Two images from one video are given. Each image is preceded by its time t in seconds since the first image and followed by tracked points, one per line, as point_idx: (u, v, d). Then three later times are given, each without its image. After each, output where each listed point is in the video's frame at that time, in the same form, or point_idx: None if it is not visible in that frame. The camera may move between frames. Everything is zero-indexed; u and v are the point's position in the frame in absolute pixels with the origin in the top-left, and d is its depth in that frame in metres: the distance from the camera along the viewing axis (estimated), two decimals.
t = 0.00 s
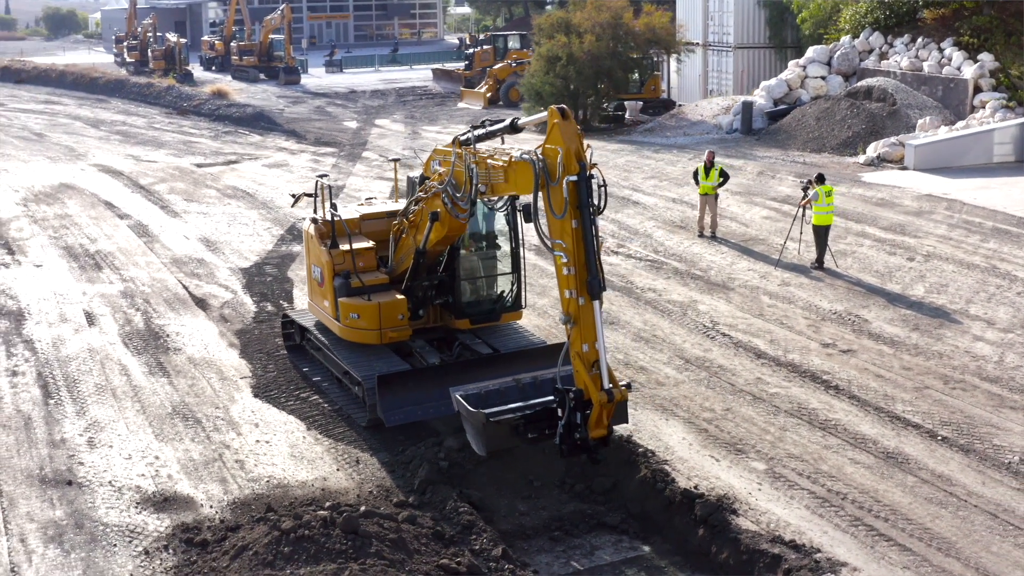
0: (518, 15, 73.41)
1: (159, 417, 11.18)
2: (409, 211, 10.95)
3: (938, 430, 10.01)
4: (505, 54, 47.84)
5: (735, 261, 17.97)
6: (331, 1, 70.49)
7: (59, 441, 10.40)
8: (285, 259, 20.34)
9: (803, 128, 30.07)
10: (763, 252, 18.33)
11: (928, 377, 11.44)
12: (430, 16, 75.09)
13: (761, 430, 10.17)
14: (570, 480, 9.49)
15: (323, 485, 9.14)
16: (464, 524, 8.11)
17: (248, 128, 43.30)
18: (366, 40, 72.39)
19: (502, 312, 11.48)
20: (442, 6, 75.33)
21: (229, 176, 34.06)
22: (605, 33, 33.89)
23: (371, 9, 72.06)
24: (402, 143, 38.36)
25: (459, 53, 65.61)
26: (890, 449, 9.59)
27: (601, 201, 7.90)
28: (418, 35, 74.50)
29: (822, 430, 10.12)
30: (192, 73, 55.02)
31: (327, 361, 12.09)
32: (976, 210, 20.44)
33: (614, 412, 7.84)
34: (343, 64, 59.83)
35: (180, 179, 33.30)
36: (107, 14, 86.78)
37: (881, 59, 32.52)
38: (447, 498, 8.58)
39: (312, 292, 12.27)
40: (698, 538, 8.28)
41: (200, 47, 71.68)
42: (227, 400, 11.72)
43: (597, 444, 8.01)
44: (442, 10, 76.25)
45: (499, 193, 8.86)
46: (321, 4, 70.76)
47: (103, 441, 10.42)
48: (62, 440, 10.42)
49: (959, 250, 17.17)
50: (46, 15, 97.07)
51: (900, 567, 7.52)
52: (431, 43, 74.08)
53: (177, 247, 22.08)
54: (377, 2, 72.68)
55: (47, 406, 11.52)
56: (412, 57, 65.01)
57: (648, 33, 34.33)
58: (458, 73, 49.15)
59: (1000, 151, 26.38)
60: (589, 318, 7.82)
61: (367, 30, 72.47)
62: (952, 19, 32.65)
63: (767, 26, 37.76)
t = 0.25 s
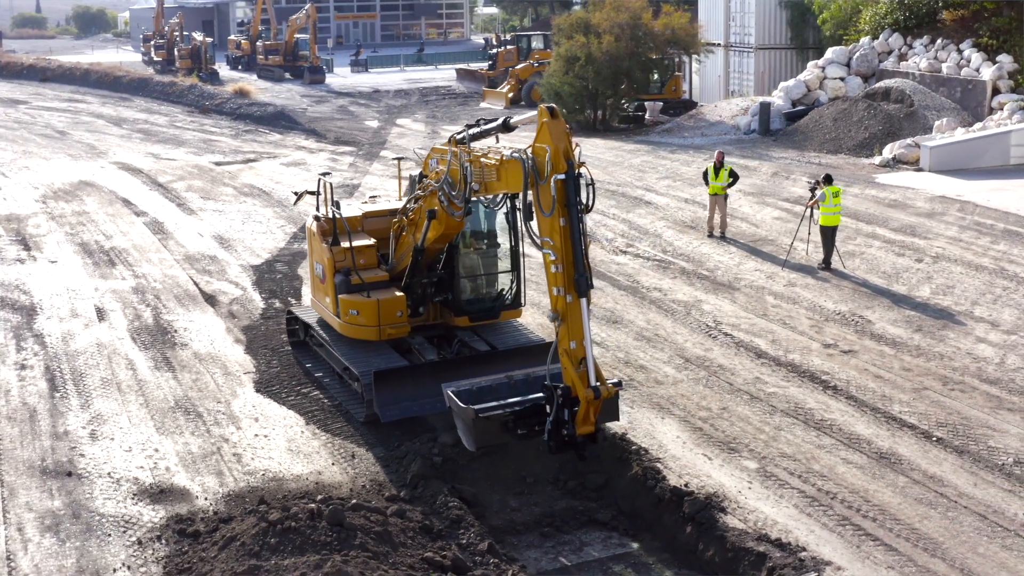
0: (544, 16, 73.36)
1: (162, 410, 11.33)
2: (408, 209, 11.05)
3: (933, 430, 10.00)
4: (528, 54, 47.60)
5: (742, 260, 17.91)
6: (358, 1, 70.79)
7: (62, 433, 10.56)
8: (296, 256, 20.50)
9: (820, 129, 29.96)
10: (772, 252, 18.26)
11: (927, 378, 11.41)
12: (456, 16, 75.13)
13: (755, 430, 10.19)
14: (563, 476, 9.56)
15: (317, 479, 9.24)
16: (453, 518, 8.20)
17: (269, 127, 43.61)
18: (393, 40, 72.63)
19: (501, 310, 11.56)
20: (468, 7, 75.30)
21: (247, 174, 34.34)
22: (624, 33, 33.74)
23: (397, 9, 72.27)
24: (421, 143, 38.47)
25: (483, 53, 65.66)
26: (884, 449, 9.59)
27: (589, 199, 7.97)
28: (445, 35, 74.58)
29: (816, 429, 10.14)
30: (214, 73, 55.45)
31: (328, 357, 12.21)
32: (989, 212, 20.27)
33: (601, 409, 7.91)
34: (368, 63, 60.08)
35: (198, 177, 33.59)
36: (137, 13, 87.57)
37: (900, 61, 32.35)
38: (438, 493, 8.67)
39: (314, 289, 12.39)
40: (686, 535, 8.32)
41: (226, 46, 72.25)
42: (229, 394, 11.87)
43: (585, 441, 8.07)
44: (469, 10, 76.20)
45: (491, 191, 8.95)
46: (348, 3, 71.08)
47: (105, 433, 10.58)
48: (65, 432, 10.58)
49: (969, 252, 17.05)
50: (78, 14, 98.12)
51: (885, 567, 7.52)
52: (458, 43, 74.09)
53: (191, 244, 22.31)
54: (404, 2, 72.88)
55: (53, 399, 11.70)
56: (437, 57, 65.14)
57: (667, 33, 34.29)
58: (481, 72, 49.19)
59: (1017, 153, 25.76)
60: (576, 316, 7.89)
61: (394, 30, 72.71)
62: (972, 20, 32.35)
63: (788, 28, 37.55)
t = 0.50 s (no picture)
0: (567, 16, 73.13)
1: (164, 405, 11.47)
2: (408, 208, 11.14)
3: (929, 431, 9.98)
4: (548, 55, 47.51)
5: (749, 260, 17.86)
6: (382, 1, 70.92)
7: (64, 426, 10.70)
8: (306, 254, 20.63)
9: (835, 130, 29.82)
10: (779, 252, 18.20)
11: (926, 378, 11.38)
12: (479, 16, 74.89)
13: (751, 429, 10.20)
14: (557, 474, 9.62)
15: (312, 474, 9.34)
16: (443, 513, 8.28)
17: (286, 126, 43.84)
18: (416, 40, 72.72)
19: (501, 308, 11.60)
20: (492, 6, 75.03)
21: (262, 173, 34.55)
22: (640, 33, 33.86)
23: (421, 9, 72.33)
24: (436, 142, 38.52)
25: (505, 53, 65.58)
26: (878, 450, 9.59)
27: (579, 198, 8.04)
28: (468, 35, 74.40)
29: (812, 429, 10.14)
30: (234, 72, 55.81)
31: (330, 353, 12.32)
32: (1000, 214, 20.08)
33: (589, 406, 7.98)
34: (390, 63, 60.23)
35: (213, 175, 33.82)
36: (163, 12, 88.18)
37: (917, 62, 32.11)
38: (430, 488, 8.75)
39: (317, 286, 12.50)
40: (675, 532, 8.36)
41: (248, 46, 72.60)
42: (231, 390, 11.99)
43: (575, 438, 8.12)
44: (492, 10, 75.96)
45: (485, 189, 9.03)
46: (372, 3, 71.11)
47: (107, 427, 10.71)
48: (67, 425, 10.72)
49: (977, 253, 16.93)
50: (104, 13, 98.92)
51: (871, 566, 7.52)
52: (481, 43, 73.84)
53: (203, 242, 22.50)
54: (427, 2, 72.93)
55: (58, 393, 11.85)
56: (459, 56, 65.16)
57: (684, 33, 34.54)
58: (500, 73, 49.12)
59: None
60: (565, 314, 7.95)
61: (417, 29, 72.65)
62: (988, 21, 32.02)
63: (807, 29, 37.11)
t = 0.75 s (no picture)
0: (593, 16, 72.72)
1: (167, 398, 11.63)
2: (409, 206, 11.25)
3: (924, 432, 9.96)
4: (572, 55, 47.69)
5: (756, 260, 17.80)
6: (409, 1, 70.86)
7: (68, 418, 10.88)
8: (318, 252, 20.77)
9: (852, 131, 29.67)
10: (788, 252, 18.13)
11: (925, 379, 11.35)
12: (506, 16, 74.52)
13: (745, 428, 10.23)
14: (550, 470, 9.69)
15: (307, 467, 9.45)
16: (432, 507, 8.37)
17: (306, 125, 44.09)
18: (442, 40, 72.59)
19: (501, 306, 11.66)
20: (518, 6, 74.65)
21: (280, 171, 34.78)
22: (658, 34, 33.88)
23: (448, 11, 72.20)
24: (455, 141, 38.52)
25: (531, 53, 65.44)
26: (871, 450, 9.59)
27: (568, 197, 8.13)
28: (494, 35, 74.11)
29: (806, 429, 10.15)
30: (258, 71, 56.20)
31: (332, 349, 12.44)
32: (1012, 215, 19.85)
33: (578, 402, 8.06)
34: (415, 62, 60.29)
35: (231, 174, 34.09)
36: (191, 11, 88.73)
37: (936, 63, 31.77)
38: (421, 482, 8.85)
39: (319, 284, 12.62)
40: (663, 529, 8.41)
41: (274, 46, 72.94)
42: (234, 384, 12.14)
43: (563, 434, 8.20)
44: (519, 11, 75.58)
45: (477, 187, 9.13)
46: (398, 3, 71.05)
47: (110, 419, 10.87)
48: (71, 417, 10.89)
49: (986, 255, 16.78)
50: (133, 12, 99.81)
51: (855, 565, 7.53)
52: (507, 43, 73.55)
53: (217, 239, 22.69)
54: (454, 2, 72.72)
55: (64, 385, 12.04)
56: (484, 56, 65.03)
57: (703, 34, 34.75)
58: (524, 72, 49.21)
59: None
60: (553, 311, 8.04)
61: (443, 30, 72.49)
62: (1009, 22, 31.14)
63: (829, 30, 36.96)
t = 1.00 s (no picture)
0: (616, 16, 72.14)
1: (170, 393, 11.78)
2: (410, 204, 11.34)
3: (919, 432, 9.96)
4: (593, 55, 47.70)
5: (763, 260, 17.75)
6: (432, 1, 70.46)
7: (72, 412, 11.03)
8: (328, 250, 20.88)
9: (867, 132, 29.52)
10: (795, 252, 18.06)
11: (924, 380, 11.33)
12: (529, 16, 73.91)
13: (741, 427, 10.26)
14: (545, 467, 9.76)
15: (304, 462, 9.57)
16: (424, 502, 8.46)
17: (324, 124, 44.27)
18: (466, 40, 72.17)
19: (501, 304, 11.73)
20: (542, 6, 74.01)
21: (295, 170, 34.97)
22: (674, 34, 33.91)
23: (471, 11, 71.65)
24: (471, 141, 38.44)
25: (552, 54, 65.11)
26: (865, 450, 9.59)
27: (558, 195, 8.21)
28: (517, 35, 73.56)
29: (802, 428, 10.17)
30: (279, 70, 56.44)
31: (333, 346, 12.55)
32: None
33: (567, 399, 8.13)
34: (436, 62, 60.15)
35: (247, 172, 34.29)
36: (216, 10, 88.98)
37: (952, 64, 31.67)
38: (415, 478, 8.94)
39: (322, 281, 12.73)
40: (653, 526, 8.46)
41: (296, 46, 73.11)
42: (237, 379, 12.28)
43: (553, 431, 8.26)
44: (542, 11, 74.95)
45: (472, 186, 9.22)
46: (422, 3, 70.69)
47: (113, 413, 11.02)
48: (75, 411, 11.05)
49: (994, 256, 16.66)
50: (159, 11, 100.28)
51: (841, 564, 7.55)
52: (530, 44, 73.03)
53: (228, 237, 22.86)
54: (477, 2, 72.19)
55: (70, 379, 12.21)
56: (506, 57, 64.71)
57: (719, 35, 34.87)
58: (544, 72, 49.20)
59: None
60: (543, 308, 8.11)
61: (466, 30, 72.09)
62: None
63: (846, 30, 36.27)
